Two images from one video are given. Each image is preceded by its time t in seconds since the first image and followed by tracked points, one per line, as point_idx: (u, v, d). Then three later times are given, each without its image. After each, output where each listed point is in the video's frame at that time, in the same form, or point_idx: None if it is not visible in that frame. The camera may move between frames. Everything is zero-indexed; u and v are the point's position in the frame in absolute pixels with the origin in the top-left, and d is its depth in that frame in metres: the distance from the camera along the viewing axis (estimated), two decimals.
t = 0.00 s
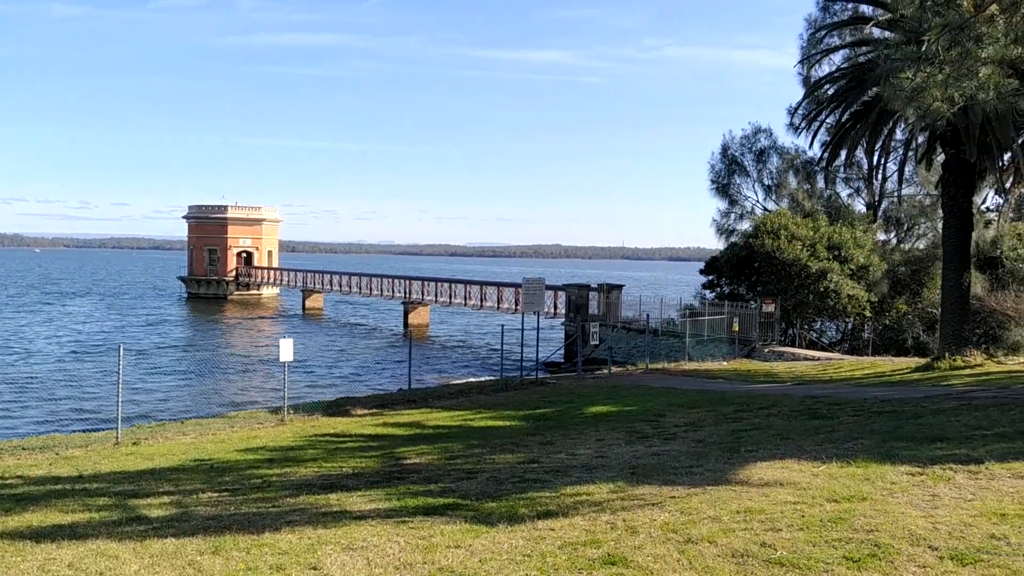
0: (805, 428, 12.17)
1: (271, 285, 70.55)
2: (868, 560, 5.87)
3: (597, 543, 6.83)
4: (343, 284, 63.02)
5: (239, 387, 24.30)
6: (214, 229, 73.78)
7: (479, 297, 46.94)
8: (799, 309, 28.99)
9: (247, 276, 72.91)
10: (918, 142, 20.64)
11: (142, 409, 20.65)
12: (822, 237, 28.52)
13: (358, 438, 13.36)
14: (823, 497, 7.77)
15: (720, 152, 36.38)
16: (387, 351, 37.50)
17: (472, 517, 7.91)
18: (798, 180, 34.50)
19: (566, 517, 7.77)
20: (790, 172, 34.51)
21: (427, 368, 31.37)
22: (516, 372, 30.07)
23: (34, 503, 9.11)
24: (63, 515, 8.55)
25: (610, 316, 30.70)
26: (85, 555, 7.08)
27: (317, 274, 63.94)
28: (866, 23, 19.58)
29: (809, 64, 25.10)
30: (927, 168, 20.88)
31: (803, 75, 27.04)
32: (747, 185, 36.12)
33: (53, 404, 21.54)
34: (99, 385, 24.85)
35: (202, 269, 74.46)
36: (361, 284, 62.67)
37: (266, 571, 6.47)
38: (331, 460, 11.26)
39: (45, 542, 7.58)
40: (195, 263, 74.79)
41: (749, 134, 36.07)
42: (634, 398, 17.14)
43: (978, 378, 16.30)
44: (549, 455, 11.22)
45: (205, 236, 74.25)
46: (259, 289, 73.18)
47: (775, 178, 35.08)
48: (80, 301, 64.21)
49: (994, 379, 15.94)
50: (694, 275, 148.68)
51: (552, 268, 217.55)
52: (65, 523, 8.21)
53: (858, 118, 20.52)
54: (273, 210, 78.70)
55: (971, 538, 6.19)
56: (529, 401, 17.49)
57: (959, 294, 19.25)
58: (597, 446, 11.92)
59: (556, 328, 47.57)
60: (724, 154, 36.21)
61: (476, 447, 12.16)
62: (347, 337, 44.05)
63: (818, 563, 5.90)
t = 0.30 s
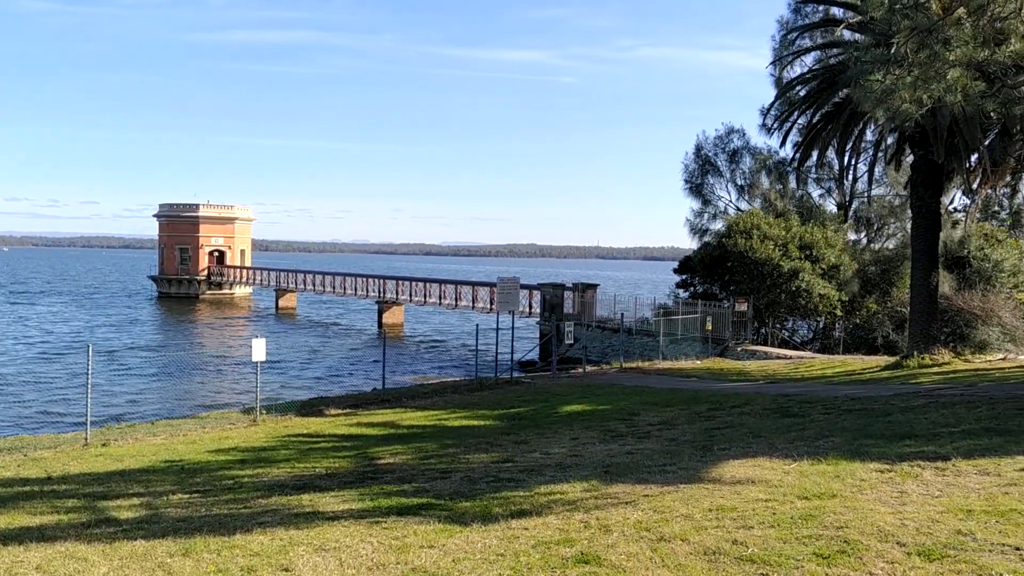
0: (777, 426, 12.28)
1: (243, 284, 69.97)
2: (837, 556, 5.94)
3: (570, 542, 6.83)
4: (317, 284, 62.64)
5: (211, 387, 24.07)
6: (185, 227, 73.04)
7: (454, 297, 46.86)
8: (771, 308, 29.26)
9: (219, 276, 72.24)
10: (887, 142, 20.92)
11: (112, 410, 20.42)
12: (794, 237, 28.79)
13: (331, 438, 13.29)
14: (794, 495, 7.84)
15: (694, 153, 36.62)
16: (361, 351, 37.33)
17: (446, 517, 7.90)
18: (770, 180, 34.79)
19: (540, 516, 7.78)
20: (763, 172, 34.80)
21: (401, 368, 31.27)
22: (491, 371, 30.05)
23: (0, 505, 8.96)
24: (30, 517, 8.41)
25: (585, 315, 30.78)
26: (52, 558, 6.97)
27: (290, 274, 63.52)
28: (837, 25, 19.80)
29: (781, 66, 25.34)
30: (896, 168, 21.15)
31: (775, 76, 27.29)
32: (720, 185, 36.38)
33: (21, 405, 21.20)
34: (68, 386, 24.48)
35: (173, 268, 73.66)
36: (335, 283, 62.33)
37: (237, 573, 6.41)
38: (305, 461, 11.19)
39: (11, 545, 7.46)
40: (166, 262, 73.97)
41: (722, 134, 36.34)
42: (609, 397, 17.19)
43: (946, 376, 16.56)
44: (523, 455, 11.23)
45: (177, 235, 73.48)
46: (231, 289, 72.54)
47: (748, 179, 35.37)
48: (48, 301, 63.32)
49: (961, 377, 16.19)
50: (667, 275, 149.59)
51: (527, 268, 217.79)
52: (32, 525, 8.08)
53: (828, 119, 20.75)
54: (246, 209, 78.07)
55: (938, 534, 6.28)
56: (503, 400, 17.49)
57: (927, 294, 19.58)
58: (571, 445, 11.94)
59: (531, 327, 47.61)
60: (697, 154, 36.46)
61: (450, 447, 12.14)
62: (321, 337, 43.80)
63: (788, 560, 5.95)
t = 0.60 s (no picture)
0: (745, 424, 12.40)
1: (211, 284, 69.22)
2: (803, 552, 6.01)
3: (540, 541, 6.84)
4: (286, 283, 62.15)
5: (178, 388, 23.79)
6: (151, 226, 72.07)
7: (425, 296, 46.73)
8: (740, 306, 29.57)
9: (186, 275, 71.41)
10: (852, 143, 21.20)
11: (78, 411, 20.14)
12: (762, 237, 29.08)
13: (300, 438, 13.19)
14: (761, 491, 7.93)
15: (663, 153, 36.82)
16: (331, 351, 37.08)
17: (416, 517, 7.87)
18: (739, 180, 35.09)
19: (510, 515, 7.78)
20: (731, 172, 35.07)
21: (371, 368, 31.13)
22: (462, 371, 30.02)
23: None
24: None
25: (556, 314, 30.86)
26: (11, 562, 6.83)
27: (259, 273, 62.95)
28: (803, 26, 20.02)
29: (749, 66, 25.56)
30: (862, 169, 21.43)
31: (743, 77, 27.54)
32: (689, 185, 36.63)
33: None
34: (30, 388, 24.03)
35: (139, 267, 72.63)
36: (304, 282, 61.90)
37: None
38: (273, 462, 11.09)
39: None
40: (131, 261, 72.92)
41: (691, 134, 36.58)
42: (579, 395, 17.25)
43: (909, 373, 16.83)
44: (493, 454, 11.22)
45: (142, 234, 72.49)
46: (198, 288, 71.71)
47: (716, 178, 35.66)
48: (11, 300, 62.22)
49: (924, 374, 16.46)
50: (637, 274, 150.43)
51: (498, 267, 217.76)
52: None
53: (795, 119, 20.98)
54: (213, 208, 77.23)
55: (901, 529, 6.38)
56: (474, 399, 17.47)
57: (891, 293, 19.87)
58: (541, 443, 11.96)
59: (502, 326, 47.62)
60: (667, 154, 36.68)
61: (420, 446, 12.10)
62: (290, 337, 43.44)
63: (754, 556, 6.00)
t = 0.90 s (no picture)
0: (720, 422, 12.48)
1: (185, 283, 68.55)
2: (776, 549, 6.05)
3: (516, 541, 6.83)
4: (261, 283, 61.66)
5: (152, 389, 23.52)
6: (123, 225, 71.25)
7: (401, 296, 46.59)
8: (715, 305, 29.77)
9: (159, 275, 70.67)
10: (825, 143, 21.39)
11: (49, 413, 19.91)
12: (737, 236, 29.29)
13: (275, 439, 13.10)
14: (735, 489, 7.98)
15: (639, 153, 36.96)
16: (306, 351, 36.87)
17: (391, 518, 7.84)
18: (713, 180, 35.31)
19: (486, 515, 7.78)
20: (706, 172, 35.29)
21: (346, 368, 30.97)
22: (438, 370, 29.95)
23: None
24: None
25: (533, 314, 30.88)
26: None
27: (233, 273, 62.43)
28: (777, 28, 20.19)
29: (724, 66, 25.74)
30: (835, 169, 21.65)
31: (718, 77, 27.72)
32: (665, 185, 36.82)
33: None
34: None
35: (111, 267, 71.77)
36: (280, 282, 61.46)
37: None
38: (248, 463, 11.01)
39: None
40: (103, 261, 72.03)
41: (667, 134, 36.75)
42: (556, 395, 17.28)
43: (881, 371, 17.03)
44: (470, 454, 11.21)
45: (114, 233, 71.63)
46: (171, 288, 70.99)
47: (692, 178, 35.89)
48: None
49: (896, 372, 16.66)
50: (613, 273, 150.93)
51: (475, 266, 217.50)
52: None
53: (769, 120, 21.15)
54: (187, 207, 76.48)
55: (873, 525, 6.45)
56: (450, 399, 17.45)
57: (864, 292, 20.10)
58: (518, 443, 11.97)
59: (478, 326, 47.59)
60: (642, 154, 36.82)
61: (397, 447, 12.07)
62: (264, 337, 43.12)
63: (728, 554, 6.04)
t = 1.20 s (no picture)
0: (695, 421, 12.56)
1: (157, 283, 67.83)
2: (750, 546, 6.11)
3: (491, 540, 6.84)
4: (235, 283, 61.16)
5: (123, 391, 23.25)
6: (95, 224, 70.39)
7: (377, 295, 46.41)
8: (690, 305, 29.98)
9: (131, 275, 69.87)
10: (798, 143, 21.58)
11: (19, 415, 19.64)
12: (712, 236, 29.49)
13: (250, 440, 13.00)
14: (710, 487, 8.04)
15: (615, 153, 37.09)
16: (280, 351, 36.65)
17: (367, 518, 7.80)
18: (689, 180, 35.52)
19: (462, 514, 7.78)
20: (681, 172, 35.49)
21: (322, 368, 30.81)
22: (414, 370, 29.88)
23: None
24: None
25: (509, 313, 30.90)
26: None
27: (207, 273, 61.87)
28: (750, 29, 20.34)
29: (699, 67, 25.90)
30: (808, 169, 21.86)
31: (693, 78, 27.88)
32: (641, 185, 36.98)
33: None
34: None
35: (82, 267, 70.87)
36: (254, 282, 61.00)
37: None
38: (222, 465, 10.92)
39: None
40: (74, 261, 71.11)
41: (642, 134, 36.91)
42: (532, 394, 17.30)
43: (854, 369, 17.23)
44: (446, 454, 11.19)
45: (85, 233, 70.75)
46: (144, 288, 70.23)
47: (667, 178, 36.09)
48: None
49: (868, 370, 16.85)
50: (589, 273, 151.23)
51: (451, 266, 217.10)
52: None
53: (744, 120, 21.31)
54: (159, 206, 75.69)
55: (845, 521, 6.53)
56: (426, 399, 17.41)
57: (837, 291, 20.32)
58: (494, 442, 11.97)
59: (455, 326, 47.53)
60: (618, 154, 36.96)
61: (373, 447, 12.02)
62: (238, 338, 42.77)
63: (703, 551, 6.08)
